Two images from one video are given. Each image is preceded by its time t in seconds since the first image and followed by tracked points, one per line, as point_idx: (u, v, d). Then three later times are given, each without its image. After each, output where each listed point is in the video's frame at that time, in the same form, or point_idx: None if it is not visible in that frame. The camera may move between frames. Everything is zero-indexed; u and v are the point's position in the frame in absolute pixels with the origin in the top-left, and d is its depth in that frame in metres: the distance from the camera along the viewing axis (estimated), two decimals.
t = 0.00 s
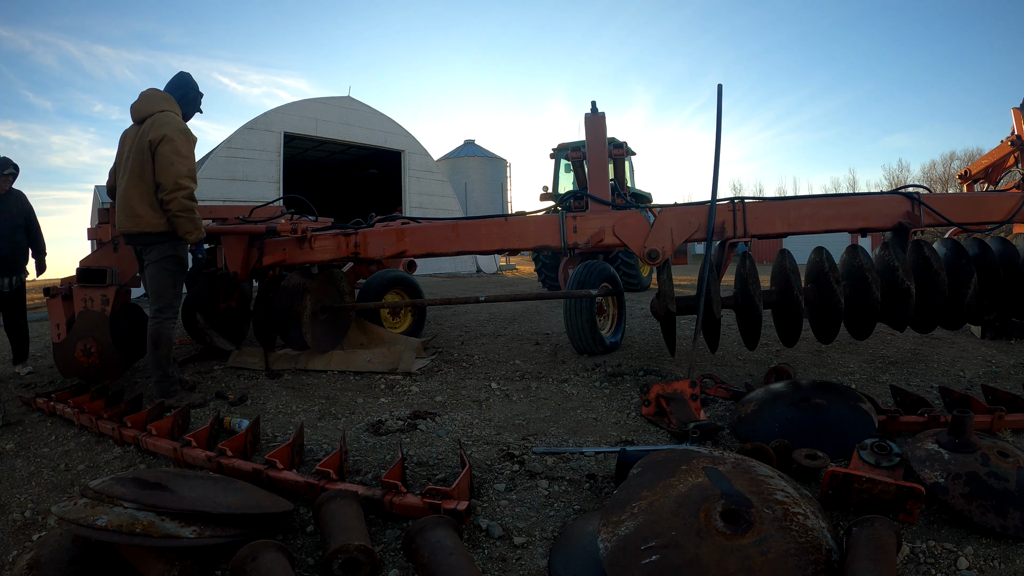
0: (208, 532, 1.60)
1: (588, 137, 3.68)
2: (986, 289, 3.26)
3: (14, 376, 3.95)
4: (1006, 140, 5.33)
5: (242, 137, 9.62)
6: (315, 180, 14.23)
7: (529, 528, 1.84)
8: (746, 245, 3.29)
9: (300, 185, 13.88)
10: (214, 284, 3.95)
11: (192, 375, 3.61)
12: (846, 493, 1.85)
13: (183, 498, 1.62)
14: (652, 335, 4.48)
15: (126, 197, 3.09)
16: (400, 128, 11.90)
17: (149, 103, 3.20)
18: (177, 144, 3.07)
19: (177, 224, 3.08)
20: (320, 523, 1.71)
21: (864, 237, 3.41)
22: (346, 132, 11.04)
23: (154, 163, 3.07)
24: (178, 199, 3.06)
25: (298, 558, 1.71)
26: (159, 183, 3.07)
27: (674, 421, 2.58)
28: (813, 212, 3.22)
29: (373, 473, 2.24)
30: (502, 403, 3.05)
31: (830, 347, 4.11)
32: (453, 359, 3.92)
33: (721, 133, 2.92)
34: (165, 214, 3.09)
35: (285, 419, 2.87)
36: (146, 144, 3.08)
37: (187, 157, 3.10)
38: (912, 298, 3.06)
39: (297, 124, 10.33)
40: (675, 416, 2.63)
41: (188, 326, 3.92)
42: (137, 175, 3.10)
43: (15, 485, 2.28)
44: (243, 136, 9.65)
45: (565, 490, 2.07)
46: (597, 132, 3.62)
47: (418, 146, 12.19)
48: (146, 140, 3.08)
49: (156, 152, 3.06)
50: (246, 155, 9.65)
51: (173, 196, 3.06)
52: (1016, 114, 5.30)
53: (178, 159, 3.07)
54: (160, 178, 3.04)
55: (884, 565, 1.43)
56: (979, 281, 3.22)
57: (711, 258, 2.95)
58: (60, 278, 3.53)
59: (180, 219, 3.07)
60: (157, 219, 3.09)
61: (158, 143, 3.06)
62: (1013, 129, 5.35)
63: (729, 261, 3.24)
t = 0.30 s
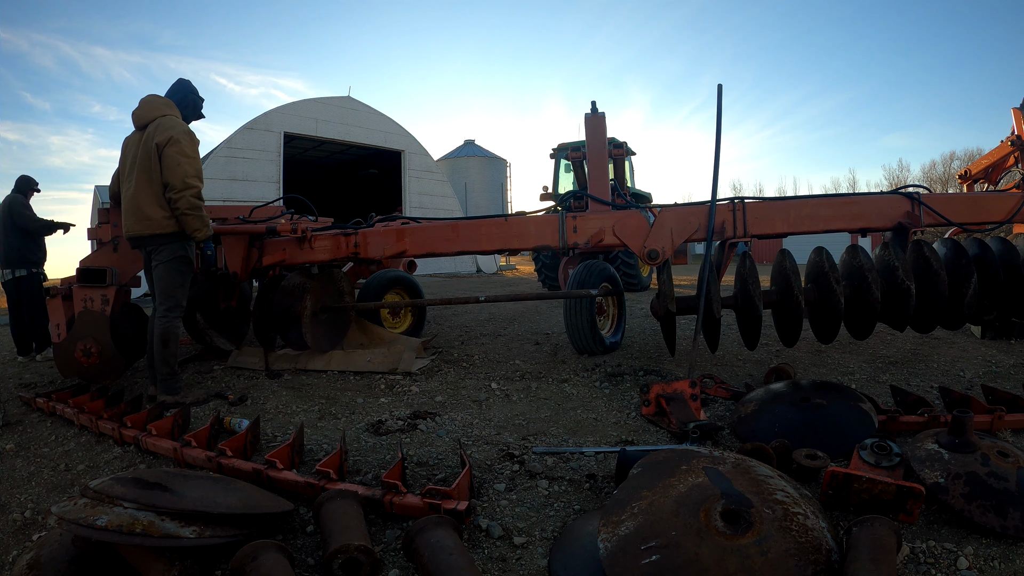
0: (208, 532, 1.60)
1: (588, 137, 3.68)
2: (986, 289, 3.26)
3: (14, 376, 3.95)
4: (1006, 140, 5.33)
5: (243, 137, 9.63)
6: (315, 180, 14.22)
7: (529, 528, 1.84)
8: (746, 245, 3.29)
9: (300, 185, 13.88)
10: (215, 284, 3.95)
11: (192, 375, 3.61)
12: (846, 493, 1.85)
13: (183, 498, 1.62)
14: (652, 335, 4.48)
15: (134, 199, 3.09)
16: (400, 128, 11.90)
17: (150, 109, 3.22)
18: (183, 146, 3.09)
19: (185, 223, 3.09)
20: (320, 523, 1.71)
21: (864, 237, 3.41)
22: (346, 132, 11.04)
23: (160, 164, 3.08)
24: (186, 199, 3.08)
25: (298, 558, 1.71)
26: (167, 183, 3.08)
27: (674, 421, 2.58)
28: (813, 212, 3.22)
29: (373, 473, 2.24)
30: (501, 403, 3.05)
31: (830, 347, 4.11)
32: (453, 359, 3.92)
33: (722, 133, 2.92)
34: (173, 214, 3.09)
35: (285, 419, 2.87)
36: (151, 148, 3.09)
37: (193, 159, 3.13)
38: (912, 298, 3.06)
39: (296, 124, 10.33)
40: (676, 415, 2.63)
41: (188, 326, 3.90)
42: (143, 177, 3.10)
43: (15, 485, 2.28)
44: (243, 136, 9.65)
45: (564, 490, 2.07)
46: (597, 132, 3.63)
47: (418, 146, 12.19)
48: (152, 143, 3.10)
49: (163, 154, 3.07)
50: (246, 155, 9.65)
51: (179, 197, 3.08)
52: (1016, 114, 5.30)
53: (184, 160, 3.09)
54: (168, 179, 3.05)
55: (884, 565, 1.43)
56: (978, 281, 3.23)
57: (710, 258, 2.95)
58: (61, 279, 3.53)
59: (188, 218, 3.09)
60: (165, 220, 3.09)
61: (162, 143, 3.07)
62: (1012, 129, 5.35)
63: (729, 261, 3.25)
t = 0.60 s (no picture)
0: (208, 532, 1.60)
1: (588, 137, 3.68)
2: (986, 289, 3.26)
3: (14, 376, 3.95)
4: (1006, 140, 5.33)
5: (243, 137, 9.63)
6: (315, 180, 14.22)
7: (529, 528, 1.84)
8: (746, 245, 3.29)
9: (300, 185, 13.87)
10: (215, 284, 3.94)
11: (192, 375, 3.60)
12: (846, 493, 1.85)
13: (183, 498, 1.62)
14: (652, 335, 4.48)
15: (131, 200, 3.09)
16: (400, 128, 11.91)
17: (147, 109, 3.22)
18: (181, 147, 3.09)
19: (183, 224, 3.09)
20: (320, 523, 1.71)
21: (864, 237, 3.41)
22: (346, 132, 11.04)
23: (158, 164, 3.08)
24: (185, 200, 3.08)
25: (298, 558, 1.71)
26: (164, 184, 3.08)
27: (674, 421, 2.58)
28: (813, 212, 3.22)
29: (373, 473, 2.24)
30: (501, 403, 3.05)
31: (830, 347, 4.11)
32: (453, 359, 3.92)
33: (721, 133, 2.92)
34: (170, 214, 3.09)
35: (285, 419, 2.87)
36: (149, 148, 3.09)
37: (191, 159, 3.13)
38: (912, 298, 3.06)
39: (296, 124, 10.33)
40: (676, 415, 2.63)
41: (187, 326, 3.88)
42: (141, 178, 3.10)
43: (15, 485, 2.28)
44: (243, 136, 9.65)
45: (564, 490, 2.07)
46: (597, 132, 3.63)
47: (418, 146, 12.19)
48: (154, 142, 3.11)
49: (160, 153, 3.06)
50: (246, 155, 9.65)
51: (177, 197, 3.07)
52: (1016, 114, 5.30)
53: (180, 159, 3.08)
54: (165, 179, 3.05)
55: (884, 565, 1.43)
56: (978, 281, 3.23)
57: (711, 258, 2.95)
58: (61, 278, 3.53)
59: (186, 218, 3.09)
60: (163, 221, 3.09)
61: (161, 144, 3.07)
62: (1012, 129, 5.35)
63: (729, 261, 3.24)
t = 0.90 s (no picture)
0: (208, 532, 1.60)
1: (588, 137, 3.69)
2: (986, 289, 3.26)
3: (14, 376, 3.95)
4: (1006, 140, 5.33)
5: (243, 137, 9.63)
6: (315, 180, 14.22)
7: (529, 528, 1.84)
8: (746, 245, 3.29)
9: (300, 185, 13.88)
10: (215, 284, 3.96)
11: (192, 375, 3.60)
12: (846, 493, 1.85)
13: (183, 498, 1.62)
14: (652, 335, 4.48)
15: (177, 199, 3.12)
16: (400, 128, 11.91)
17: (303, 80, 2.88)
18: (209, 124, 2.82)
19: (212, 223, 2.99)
20: (320, 523, 1.71)
21: (864, 237, 3.41)
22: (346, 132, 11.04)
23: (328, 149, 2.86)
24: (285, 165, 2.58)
25: (298, 558, 1.71)
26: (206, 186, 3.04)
27: (674, 421, 2.58)
28: (813, 213, 3.22)
29: (373, 473, 2.24)
30: (501, 403, 3.05)
31: (830, 347, 4.11)
32: (453, 359, 3.92)
33: (721, 133, 2.92)
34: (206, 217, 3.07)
35: (285, 419, 2.87)
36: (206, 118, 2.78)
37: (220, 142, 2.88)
38: (912, 298, 3.06)
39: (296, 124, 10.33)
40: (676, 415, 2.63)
41: (187, 326, 3.88)
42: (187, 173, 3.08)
43: (15, 485, 2.28)
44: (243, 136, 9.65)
45: (564, 490, 2.08)
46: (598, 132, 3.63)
47: (418, 146, 12.20)
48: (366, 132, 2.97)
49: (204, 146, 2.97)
50: (246, 155, 9.66)
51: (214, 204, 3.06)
52: (1016, 114, 5.30)
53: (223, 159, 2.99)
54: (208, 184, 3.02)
55: (884, 565, 1.43)
56: (978, 281, 3.22)
57: (711, 258, 2.95)
58: (61, 279, 3.53)
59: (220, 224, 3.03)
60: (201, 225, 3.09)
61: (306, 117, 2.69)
62: (1012, 129, 5.35)
63: (729, 261, 3.24)
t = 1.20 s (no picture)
0: (208, 532, 1.60)
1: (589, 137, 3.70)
2: (986, 289, 3.26)
3: (14, 375, 3.95)
4: (1006, 140, 5.34)
5: (243, 137, 9.63)
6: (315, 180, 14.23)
7: (529, 528, 1.84)
8: (746, 245, 3.29)
9: (300, 185, 13.88)
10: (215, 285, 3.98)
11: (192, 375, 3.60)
12: (845, 493, 1.85)
13: (183, 498, 1.62)
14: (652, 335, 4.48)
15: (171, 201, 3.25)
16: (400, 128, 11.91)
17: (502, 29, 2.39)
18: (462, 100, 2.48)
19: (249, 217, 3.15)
20: (320, 523, 1.71)
21: (864, 237, 3.41)
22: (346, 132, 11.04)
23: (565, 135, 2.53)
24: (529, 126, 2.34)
25: (298, 558, 1.71)
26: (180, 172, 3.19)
27: (674, 421, 2.58)
28: (813, 213, 3.22)
29: (373, 473, 2.24)
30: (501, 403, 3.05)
31: (830, 347, 4.11)
32: (453, 359, 3.92)
33: (721, 132, 2.92)
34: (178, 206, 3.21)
35: (285, 419, 2.87)
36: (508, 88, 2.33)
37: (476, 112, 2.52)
38: (912, 298, 3.05)
39: (296, 124, 10.34)
40: (676, 415, 2.62)
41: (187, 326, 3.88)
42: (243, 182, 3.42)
43: (15, 485, 2.28)
44: (243, 136, 9.65)
45: (564, 490, 2.08)
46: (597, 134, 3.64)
47: (418, 146, 12.20)
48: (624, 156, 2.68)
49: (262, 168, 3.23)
50: (246, 156, 9.66)
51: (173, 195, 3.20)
52: (1016, 114, 5.30)
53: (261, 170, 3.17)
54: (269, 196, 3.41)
55: (884, 565, 1.43)
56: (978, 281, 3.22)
57: (710, 258, 2.95)
58: (60, 279, 3.53)
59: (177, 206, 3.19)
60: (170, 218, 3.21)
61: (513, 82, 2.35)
62: (1012, 129, 5.35)
63: (729, 261, 3.24)
